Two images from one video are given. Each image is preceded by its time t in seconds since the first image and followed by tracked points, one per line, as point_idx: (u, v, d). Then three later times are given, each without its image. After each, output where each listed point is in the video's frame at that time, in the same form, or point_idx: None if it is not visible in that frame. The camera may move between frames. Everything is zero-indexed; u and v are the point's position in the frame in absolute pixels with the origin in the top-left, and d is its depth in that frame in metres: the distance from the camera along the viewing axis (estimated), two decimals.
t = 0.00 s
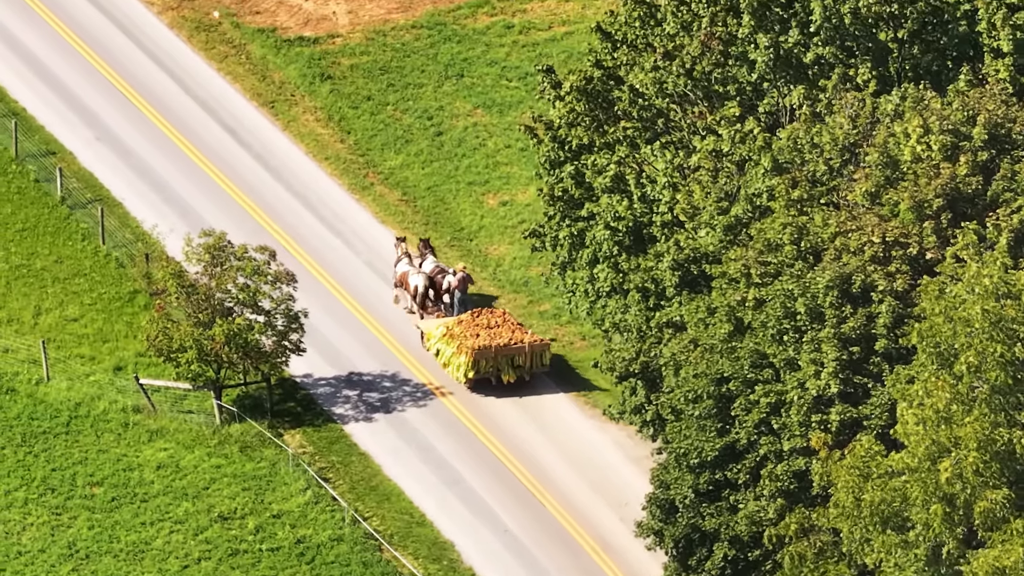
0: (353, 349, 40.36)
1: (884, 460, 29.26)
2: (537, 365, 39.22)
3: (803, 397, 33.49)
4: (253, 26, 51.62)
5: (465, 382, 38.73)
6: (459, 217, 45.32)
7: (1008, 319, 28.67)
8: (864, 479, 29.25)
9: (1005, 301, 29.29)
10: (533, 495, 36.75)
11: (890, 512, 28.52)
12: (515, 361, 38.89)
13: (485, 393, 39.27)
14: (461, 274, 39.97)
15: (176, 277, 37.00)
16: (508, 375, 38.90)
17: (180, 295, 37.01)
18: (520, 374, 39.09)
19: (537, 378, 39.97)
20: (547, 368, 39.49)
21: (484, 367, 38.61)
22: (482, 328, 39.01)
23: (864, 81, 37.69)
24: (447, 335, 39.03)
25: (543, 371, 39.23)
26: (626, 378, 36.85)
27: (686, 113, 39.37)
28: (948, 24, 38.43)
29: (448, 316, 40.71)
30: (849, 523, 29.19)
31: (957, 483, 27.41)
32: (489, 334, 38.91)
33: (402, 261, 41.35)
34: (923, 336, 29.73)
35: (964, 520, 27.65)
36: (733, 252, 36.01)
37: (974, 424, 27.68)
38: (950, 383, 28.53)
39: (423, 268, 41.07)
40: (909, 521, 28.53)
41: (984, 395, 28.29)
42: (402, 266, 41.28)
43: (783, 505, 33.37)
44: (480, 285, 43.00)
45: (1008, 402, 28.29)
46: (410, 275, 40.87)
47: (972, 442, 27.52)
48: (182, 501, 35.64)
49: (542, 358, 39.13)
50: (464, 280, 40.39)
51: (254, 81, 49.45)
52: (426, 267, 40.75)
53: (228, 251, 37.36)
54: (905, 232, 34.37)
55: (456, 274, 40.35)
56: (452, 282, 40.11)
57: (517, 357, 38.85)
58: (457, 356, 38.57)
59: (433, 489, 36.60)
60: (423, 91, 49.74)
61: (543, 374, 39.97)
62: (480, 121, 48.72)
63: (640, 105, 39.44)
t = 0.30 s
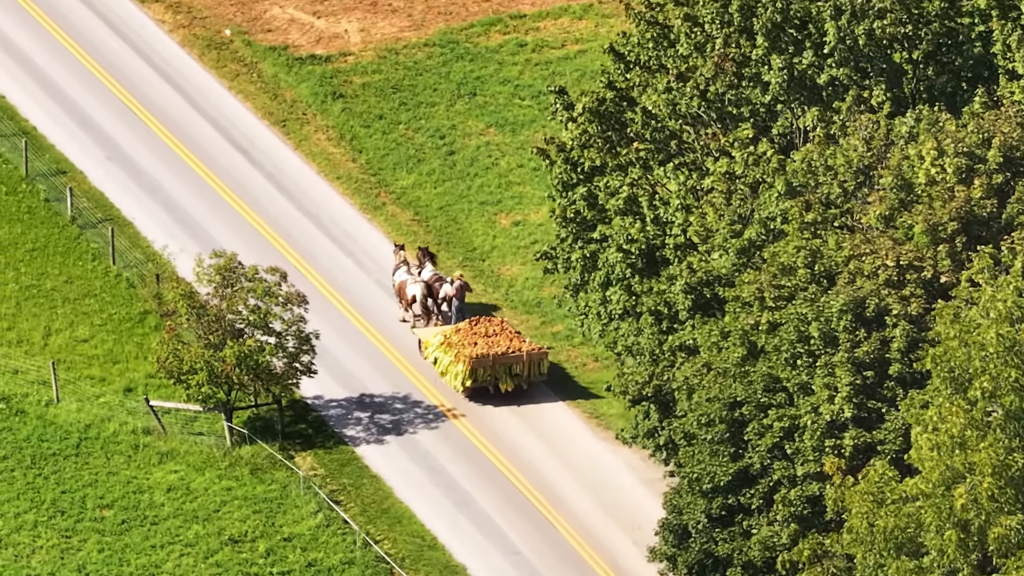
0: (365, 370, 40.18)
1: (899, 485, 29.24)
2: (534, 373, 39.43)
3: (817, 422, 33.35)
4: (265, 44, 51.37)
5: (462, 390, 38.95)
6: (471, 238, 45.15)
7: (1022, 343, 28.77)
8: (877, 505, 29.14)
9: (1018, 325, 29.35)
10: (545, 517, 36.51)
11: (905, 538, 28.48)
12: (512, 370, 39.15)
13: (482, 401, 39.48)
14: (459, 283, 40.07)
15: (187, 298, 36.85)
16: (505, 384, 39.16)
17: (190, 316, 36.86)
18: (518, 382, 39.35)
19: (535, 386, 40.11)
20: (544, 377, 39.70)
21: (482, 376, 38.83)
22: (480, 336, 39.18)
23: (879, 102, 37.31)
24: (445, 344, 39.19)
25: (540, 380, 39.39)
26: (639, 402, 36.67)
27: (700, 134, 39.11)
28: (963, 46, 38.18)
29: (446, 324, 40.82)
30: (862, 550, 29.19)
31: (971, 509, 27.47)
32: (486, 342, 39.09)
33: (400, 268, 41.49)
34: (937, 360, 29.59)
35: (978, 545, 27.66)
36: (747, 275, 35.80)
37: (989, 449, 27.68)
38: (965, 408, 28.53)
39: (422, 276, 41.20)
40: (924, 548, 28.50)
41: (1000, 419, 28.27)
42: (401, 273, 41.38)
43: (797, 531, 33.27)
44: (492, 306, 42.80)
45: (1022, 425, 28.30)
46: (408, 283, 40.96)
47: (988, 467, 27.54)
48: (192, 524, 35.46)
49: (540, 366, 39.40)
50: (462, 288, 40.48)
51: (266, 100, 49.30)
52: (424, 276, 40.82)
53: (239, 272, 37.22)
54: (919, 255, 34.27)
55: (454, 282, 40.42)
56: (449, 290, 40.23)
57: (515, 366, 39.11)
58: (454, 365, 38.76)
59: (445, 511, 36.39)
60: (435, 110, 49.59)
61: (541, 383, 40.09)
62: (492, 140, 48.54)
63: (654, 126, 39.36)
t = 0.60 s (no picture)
0: (378, 393, 40.00)
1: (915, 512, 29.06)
2: (534, 383, 39.54)
3: (832, 448, 33.25)
4: (278, 64, 51.27)
5: (462, 400, 39.05)
6: (486, 258, 44.93)
7: None
8: (893, 533, 29.07)
9: None
10: (560, 542, 36.25)
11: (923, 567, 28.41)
12: (512, 380, 39.26)
13: (482, 411, 39.60)
14: (459, 291, 40.38)
15: (199, 321, 36.69)
16: (506, 394, 39.31)
17: (203, 339, 36.72)
18: (518, 392, 39.48)
19: (535, 397, 40.27)
20: (543, 388, 39.83)
21: (482, 385, 38.98)
22: (479, 345, 39.28)
23: (895, 125, 37.01)
24: (445, 353, 39.26)
25: (540, 389, 39.50)
26: (654, 426, 36.42)
27: (716, 157, 38.84)
28: (979, 68, 37.86)
29: (446, 333, 41.04)
30: None
31: (988, 535, 27.30)
32: (486, 352, 39.18)
33: (400, 278, 41.77)
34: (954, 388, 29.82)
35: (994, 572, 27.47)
36: (762, 300, 35.53)
37: (1006, 476, 27.59)
38: (982, 436, 28.61)
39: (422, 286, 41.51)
40: None
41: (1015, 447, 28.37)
42: (401, 283, 41.60)
43: (812, 557, 33.14)
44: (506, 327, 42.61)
45: None
46: (408, 292, 41.19)
47: (1005, 494, 27.42)
48: (204, 548, 35.27)
49: (540, 376, 39.50)
50: (461, 298, 40.73)
51: (279, 119, 49.20)
52: (425, 285, 41.18)
53: (252, 294, 37.06)
54: (935, 280, 33.87)
55: (454, 291, 40.70)
56: (450, 299, 40.54)
57: (515, 376, 39.22)
58: (454, 374, 38.83)
59: (459, 536, 36.19)
60: (449, 130, 49.43)
61: (540, 393, 40.28)
62: (507, 161, 48.33)
63: (668, 149, 38.96)
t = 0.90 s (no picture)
0: (392, 416, 39.87)
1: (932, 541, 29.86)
2: (535, 394, 39.66)
3: (850, 475, 32.83)
4: (293, 83, 51.38)
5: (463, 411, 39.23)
6: (501, 281, 44.75)
7: None
8: (909, 561, 29.87)
9: None
10: (575, 567, 36.04)
11: None
12: (513, 391, 39.40)
13: (483, 421, 39.81)
14: (460, 302, 40.52)
15: (213, 344, 36.51)
16: (507, 405, 39.47)
17: (217, 363, 36.55)
18: (519, 403, 39.65)
19: (537, 408, 40.51)
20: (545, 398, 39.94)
21: (483, 396, 39.12)
22: (481, 355, 39.40)
23: (912, 149, 36.67)
24: (446, 364, 39.45)
25: (541, 400, 39.62)
26: (670, 452, 36.32)
27: (731, 181, 38.26)
28: (998, 92, 37.86)
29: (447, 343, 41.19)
30: None
31: (1005, 563, 27.67)
32: (488, 362, 39.28)
33: (403, 288, 42.07)
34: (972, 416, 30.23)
35: None
36: (778, 326, 35.15)
37: None
38: (1000, 462, 28.96)
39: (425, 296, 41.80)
40: None
41: None
42: (403, 293, 41.94)
43: None
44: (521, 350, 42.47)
45: None
46: (409, 302, 41.52)
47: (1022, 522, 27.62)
48: (217, 573, 35.07)
49: (541, 387, 39.63)
50: (462, 308, 40.85)
51: (294, 140, 49.24)
52: (427, 295, 41.38)
53: (266, 318, 36.87)
54: (953, 305, 33.57)
55: (455, 301, 40.77)
56: (449, 309, 40.68)
57: (516, 387, 39.34)
58: (455, 385, 39.01)
59: (473, 561, 36.00)
60: (465, 151, 49.29)
61: (542, 403, 40.49)
62: (523, 182, 48.14)
63: (684, 173, 38.61)
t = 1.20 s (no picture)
0: (407, 440, 39.73)
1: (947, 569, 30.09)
2: (536, 405, 39.93)
3: (866, 502, 32.69)
4: (308, 104, 51.25)
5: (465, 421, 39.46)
6: (517, 303, 44.61)
7: None
8: None
9: None
10: None
11: None
12: (514, 402, 39.65)
13: (485, 432, 40.02)
14: (462, 312, 40.98)
15: (227, 368, 36.37)
16: (508, 416, 39.68)
17: (231, 388, 36.41)
18: (520, 414, 39.88)
19: (536, 418, 40.76)
20: (546, 409, 40.21)
21: (484, 406, 39.39)
22: (482, 366, 39.70)
23: (929, 174, 36.28)
24: (447, 375, 39.71)
25: (542, 411, 39.87)
26: (686, 479, 36.14)
27: (750, 207, 38.35)
28: (1015, 116, 37.44)
29: (450, 354, 41.43)
30: None
31: None
32: (489, 373, 39.60)
33: (404, 298, 42.27)
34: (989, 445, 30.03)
35: None
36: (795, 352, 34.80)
37: None
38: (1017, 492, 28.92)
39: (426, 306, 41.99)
40: None
41: None
42: (405, 303, 42.17)
43: None
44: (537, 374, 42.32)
45: None
46: (411, 311, 41.72)
47: None
48: None
49: (542, 398, 39.92)
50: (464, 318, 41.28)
51: (309, 161, 49.13)
52: (428, 305, 41.62)
53: (280, 342, 36.81)
54: (970, 331, 33.10)
55: (458, 311, 41.22)
56: (451, 320, 41.10)
57: (517, 397, 39.61)
58: (457, 396, 39.26)
59: None
60: (481, 172, 49.11)
61: (541, 414, 40.74)
62: (539, 204, 47.93)
63: (701, 198, 38.44)
